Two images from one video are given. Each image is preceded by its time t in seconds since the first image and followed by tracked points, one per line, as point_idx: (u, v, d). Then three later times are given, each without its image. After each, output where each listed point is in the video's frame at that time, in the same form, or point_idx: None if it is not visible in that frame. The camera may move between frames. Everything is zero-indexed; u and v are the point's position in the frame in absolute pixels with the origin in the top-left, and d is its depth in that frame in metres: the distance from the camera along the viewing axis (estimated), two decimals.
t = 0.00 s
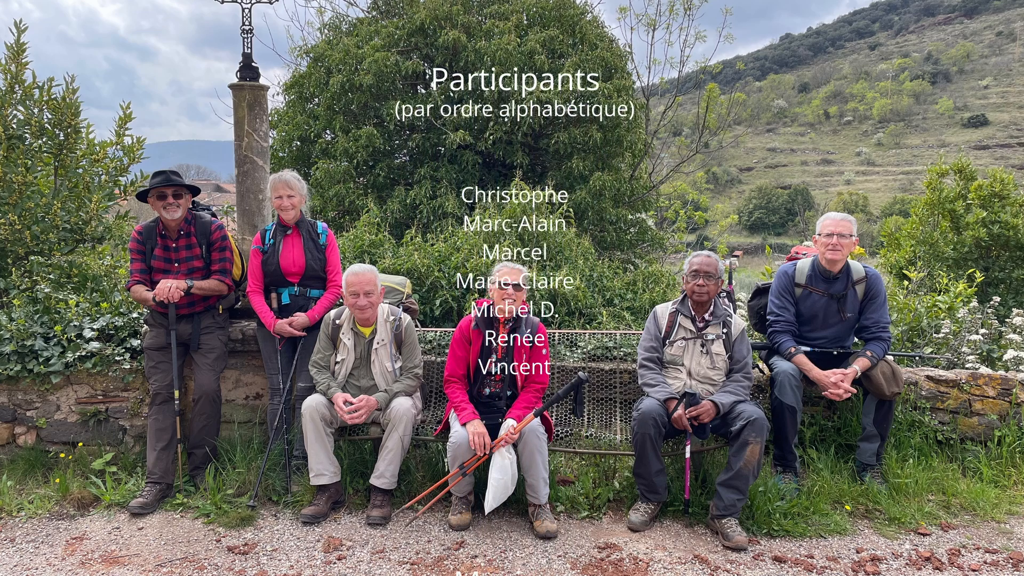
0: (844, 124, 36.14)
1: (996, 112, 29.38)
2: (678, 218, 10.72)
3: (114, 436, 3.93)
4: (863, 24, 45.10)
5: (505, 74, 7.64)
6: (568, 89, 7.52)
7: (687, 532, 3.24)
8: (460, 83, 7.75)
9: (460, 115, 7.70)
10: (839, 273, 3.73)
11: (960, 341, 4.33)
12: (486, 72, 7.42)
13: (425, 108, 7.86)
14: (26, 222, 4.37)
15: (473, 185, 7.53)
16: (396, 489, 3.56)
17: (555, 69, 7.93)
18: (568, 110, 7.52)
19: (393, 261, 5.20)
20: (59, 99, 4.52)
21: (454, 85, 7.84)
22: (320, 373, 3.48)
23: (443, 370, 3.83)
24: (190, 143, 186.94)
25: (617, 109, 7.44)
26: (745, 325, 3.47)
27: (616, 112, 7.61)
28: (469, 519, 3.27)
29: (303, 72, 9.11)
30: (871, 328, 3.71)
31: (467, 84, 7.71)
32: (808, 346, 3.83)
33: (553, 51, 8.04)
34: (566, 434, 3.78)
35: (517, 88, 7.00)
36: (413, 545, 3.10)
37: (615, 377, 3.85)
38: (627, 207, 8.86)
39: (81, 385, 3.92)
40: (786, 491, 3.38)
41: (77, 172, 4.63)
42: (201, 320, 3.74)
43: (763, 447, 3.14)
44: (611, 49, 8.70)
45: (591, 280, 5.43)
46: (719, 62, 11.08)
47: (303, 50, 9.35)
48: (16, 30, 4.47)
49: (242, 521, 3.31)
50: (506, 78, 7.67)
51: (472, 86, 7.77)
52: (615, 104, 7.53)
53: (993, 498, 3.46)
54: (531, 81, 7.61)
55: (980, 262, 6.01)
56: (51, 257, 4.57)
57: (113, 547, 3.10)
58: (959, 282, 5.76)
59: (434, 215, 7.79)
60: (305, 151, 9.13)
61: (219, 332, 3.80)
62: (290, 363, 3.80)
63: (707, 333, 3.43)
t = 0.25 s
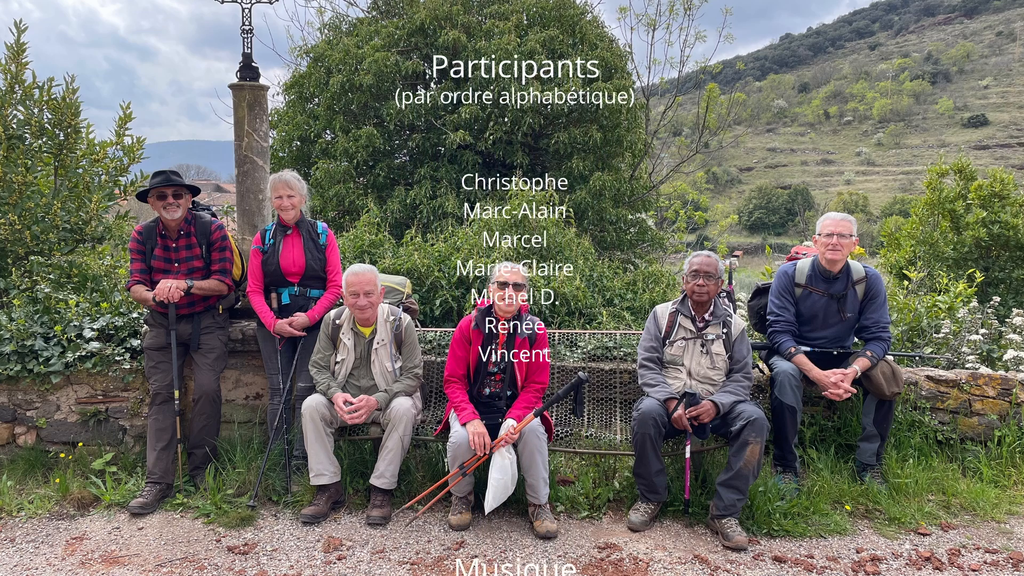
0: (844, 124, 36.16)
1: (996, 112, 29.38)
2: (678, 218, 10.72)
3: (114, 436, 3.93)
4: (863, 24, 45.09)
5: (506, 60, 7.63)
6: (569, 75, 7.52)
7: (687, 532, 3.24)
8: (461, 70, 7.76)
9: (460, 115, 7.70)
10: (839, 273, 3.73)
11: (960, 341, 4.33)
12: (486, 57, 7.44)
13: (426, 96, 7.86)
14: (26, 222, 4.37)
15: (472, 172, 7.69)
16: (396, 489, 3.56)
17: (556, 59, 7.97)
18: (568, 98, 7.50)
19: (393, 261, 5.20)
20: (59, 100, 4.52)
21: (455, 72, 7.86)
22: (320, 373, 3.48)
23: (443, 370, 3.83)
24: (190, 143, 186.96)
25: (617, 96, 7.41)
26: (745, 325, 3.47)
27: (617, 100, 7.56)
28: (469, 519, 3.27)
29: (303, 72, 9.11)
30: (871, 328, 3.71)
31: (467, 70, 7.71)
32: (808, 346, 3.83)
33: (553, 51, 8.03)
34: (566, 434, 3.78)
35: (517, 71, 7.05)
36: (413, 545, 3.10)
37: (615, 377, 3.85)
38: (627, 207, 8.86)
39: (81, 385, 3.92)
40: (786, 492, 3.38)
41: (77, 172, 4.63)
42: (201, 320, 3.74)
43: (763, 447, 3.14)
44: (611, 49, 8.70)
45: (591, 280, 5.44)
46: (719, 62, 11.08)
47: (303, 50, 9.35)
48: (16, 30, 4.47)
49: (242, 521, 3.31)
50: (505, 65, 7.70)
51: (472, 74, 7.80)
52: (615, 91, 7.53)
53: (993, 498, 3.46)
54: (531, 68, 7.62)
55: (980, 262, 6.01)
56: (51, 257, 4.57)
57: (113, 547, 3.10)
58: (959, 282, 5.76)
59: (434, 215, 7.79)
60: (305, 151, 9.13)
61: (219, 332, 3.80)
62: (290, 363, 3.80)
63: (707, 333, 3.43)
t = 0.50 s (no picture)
0: (844, 124, 36.17)
1: (996, 112, 29.38)
2: (678, 218, 10.72)
3: (114, 436, 3.93)
4: (863, 24, 45.09)
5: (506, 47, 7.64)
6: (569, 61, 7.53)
7: (687, 532, 3.24)
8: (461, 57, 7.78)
9: (460, 115, 7.70)
10: (839, 273, 3.73)
11: (960, 341, 4.34)
12: (486, 43, 7.41)
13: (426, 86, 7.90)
14: (26, 222, 4.37)
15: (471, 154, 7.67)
16: (396, 489, 3.56)
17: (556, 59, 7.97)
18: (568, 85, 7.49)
19: (393, 261, 5.19)
20: (59, 100, 4.52)
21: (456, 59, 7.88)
22: (320, 373, 3.48)
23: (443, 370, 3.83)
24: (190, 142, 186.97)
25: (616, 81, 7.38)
26: (745, 325, 3.47)
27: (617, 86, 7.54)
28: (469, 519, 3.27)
29: (303, 72, 9.11)
30: (871, 328, 3.71)
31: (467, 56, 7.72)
32: (808, 346, 3.83)
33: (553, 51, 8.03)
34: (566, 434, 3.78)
35: (515, 53, 7.05)
36: (413, 545, 3.10)
37: (615, 377, 3.85)
38: (627, 207, 8.86)
39: (81, 385, 3.92)
40: (786, 492, 3.38)
41: (77, 172, 4.63)
42: (201, 320, 3.74)
43: (763, 447, 3.14)
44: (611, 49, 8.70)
45: (591, 280, 5.44)
46: (719, 62, 11.08)
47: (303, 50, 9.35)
48: (16, 30, 4.47)
49: (242, 521, 3.31)
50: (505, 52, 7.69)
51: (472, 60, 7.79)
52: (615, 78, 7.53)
53: (993, 498, 3.46)
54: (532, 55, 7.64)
55: (980, 262, 6.01)
56: (51, 257, 4.57)
57: (113, 547, 3.10)
58: (959, 282, 5.76)
59: (434, 215, 7.79)
60: (305, 151, 9.13)
61: (219, 332, 3.80)
62: (289, 363, 3.80)
63: (707, 333, 3.43)
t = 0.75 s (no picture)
0: (844, 124, 36.18)
1: (996, 112, 29.38)
2: (678, 218, 10.72)
3: (114, 436, 3.93)
4: (864, 24, 45.08)
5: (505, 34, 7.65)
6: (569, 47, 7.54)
7: (687, 532, 3.24)
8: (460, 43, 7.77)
9: (460, 115, 7.70)
10: (839, 273, 3.73)
11: (960, 341, 4.34)
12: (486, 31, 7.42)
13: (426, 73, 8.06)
14: (26, 222, 4.37)
15: (471, 143, 7.64)
16: (396, 489, 3.56)
17: (556, 59, 7.97)
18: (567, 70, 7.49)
19: (393, 261, 5.19)
20: (59, 99, 4.52)
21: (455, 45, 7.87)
22: (320, 373, 3.48)
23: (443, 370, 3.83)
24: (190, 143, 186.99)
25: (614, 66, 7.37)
26: (745, 325, 3.47)
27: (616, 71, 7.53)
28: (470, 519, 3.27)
29: (303, 72, 9.11)
30: (871, 328, 3.71)
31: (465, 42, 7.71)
32: (808, 346, 3.83)
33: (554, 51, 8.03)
34: (565, 434, 3.78)
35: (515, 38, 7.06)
36: (413, 545, 3.10)
37: (615, 377, 3.85)
38: (627, 207, 8.86)
39: (81, 385, 3.92)
40: (786, 491, 3.38)
41: (77, 172, 4.63)
42: (200, 320, 3.74)
43: (763, 447, 3.14)
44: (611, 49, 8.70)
45: (591, 280, 5.43)
46: (719, 62, 11.08)
47: (303, 50, 9.35)
48: (16, 30, 4.47)
49: (242, 521, 3.31)
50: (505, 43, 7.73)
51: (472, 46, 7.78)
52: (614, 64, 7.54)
53: (993, 498, 3.46)
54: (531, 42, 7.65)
55: (980, 262, 6.01)
56: (51, 257, 4.57)
57: (113, 547, 3.10)
58: (959, 282, 5.76)
59: (434, 215, 7.79)
60: (305, 151, 9.13)
61: (219, 332, 3.80)
62: (289, 363, 3.80)
63: (707, 333, 3.43)
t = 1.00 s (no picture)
0: (845, 124, 36.18)
1: (996, 112, 29.38)
2: (678, 218, 10.72)
3: (114, 436, 3.93)
4: (863, 24, 45.08)
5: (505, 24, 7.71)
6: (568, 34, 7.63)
7: (687, 532, 3.24)
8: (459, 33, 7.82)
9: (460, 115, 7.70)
10: (839, 273, 3.73)
11: (960, 341, 4.34)
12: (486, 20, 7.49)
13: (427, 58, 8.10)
14: (26, 222, 4.37)
15: (472, 135, 7.64)
16: (396, 489, 3.56)
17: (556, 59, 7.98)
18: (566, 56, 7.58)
19: (393, 261, 5.19)
20: (59, 100, 4.52)
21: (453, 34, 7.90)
22: (320, 373, 3.48)
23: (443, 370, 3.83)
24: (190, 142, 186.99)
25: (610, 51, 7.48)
26: (745, 325, 3.47)
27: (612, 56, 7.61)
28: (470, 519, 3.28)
29: (303, 72, 9.11)
30: (871, 328, 3.71)
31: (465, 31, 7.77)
32: (808, 346, 3.83)
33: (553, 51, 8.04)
34: (566, 434, 3.78)
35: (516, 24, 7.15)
36: (413, 545, 3.10)
37: (615, 377, 3.85)
38: (627, 207, 8.86)
39: (81, 385, 3.92)
40: (786, 491, 3.38)
41: (77, 172, 4.63)
42: (200, 320, 3.74)
43: (763, 447, 3.14)
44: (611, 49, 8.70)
45: (591, 280, 5.44)
46: (719, 62, 11.08)
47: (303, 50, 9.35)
48: (16, 30, 4.46)
49: (242, 521, 3.31)
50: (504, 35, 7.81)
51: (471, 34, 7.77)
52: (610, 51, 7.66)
53: (993, 498, 3.46)
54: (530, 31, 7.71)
55: (980, 262, 6.01)
56: (51, 257, 4.57)
57: (113, 547, 3.10)
58: (959, 283, 5.75)
59: (434, 215, 7.79)
60: (305, 151, 9.13)
61: (219, 332, 3.80)
62: (289, 363, 3.80)
63: (707, 333, 3.43)
